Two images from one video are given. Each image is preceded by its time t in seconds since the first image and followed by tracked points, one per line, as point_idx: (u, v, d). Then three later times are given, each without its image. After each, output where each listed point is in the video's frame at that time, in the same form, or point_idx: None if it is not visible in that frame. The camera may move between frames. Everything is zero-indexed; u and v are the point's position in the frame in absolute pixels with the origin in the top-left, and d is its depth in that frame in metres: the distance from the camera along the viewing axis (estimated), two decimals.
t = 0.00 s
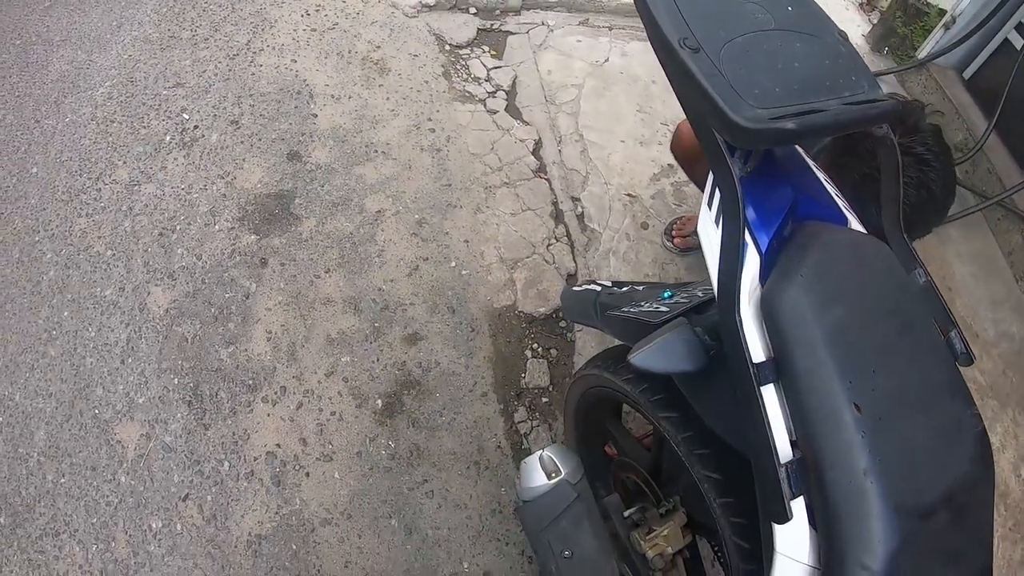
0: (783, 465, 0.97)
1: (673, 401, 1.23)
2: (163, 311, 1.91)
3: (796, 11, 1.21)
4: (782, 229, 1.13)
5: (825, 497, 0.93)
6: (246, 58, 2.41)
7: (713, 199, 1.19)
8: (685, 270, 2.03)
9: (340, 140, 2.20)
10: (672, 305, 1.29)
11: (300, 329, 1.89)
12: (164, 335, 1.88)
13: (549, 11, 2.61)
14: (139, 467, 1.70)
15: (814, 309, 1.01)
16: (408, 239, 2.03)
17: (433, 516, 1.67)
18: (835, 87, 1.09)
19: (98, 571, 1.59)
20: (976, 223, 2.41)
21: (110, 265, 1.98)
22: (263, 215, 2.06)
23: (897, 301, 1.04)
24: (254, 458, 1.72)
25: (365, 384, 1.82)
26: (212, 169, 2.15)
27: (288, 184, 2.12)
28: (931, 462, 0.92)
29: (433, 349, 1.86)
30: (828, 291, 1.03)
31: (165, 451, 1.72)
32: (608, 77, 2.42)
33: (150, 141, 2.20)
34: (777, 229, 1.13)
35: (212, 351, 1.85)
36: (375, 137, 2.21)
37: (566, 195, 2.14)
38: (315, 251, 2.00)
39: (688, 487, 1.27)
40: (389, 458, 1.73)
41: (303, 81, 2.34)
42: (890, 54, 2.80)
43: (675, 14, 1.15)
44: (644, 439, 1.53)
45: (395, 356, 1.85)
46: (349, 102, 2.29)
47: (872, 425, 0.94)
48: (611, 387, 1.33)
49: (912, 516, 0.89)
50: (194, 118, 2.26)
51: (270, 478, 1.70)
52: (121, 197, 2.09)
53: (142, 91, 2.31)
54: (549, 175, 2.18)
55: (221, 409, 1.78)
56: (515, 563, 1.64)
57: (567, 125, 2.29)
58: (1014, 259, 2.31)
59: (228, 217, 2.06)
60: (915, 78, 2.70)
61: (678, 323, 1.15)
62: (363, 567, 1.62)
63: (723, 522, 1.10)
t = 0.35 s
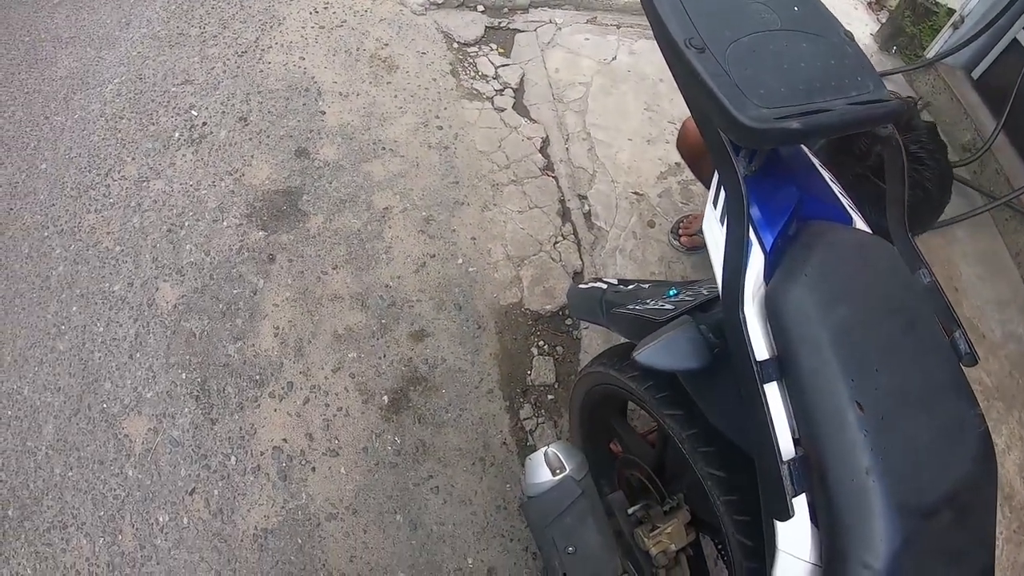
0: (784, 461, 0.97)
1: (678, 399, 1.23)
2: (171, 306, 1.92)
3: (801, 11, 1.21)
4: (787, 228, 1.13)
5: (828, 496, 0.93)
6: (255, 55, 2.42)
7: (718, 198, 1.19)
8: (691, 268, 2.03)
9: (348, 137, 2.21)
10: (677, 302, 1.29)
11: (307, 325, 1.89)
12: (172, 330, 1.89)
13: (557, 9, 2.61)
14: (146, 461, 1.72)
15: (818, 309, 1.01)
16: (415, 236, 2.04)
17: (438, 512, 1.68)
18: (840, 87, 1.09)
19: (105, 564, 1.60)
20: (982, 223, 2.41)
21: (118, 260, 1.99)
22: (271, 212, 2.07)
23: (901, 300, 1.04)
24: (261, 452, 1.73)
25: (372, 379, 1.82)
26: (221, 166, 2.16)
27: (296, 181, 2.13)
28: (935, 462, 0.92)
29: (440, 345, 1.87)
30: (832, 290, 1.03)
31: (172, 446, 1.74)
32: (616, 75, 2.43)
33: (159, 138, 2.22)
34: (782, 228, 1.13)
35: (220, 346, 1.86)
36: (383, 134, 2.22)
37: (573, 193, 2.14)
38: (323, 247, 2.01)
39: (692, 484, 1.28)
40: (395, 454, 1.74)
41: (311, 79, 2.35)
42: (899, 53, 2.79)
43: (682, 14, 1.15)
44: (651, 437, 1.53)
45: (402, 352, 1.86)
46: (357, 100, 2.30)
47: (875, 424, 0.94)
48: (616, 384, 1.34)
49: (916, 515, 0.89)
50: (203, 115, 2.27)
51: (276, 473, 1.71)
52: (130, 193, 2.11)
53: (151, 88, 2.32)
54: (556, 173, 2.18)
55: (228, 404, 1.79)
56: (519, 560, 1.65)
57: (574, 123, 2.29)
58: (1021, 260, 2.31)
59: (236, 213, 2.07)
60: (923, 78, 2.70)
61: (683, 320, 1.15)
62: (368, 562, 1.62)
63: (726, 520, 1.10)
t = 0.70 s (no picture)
0: (789, 464, 0.97)
1: (683, 399, 1.23)
2: (176, 303, 1.93)
3: (807, 13, 1.21)
4: (792, 230, 1.13)
5: (831, 498, 0.93)
6: (261, 53, 2.42)
7: (725, 202, 1.20)
8: (695, 269, 2.03)
9: (353, 136, 2.21)
10: (682, 303, 1.29)
11: (312, 323, 1.90)
12: (177, 327, 1.89)
13: (563, 8, 2.61)
14: (150, 458, 1.72)
15: (823, 311, 1.01)
16: (420, 235, 2.04)
17: (441, 510, 1.68)
18: (846, 90, 1.09)
19: (109, 560, 1.61)
20: (987, 226, 2.41)
21: (124, 258, 1.99)
22: (276, 210, 2.07)
23: (905, 303, 1.03)
24: (264, 450, 1.74)
25: (377, 378, 1.83)
26: (226, 163, 2.17)
27: (302, 179, 2.13)
28: (938, 464, 0.92)
29: (444, 344, 1.87)
30: (837, 293, 1.03)
31: (176, 443, 1.74)
32: (621, 75, 2.43)
33: (165, 135, 2.22)
34: (788, 229, 1.13)
35: (225, 344, 1.87)
36: (388, 133, 2.22)
37: (578, 193, 2.14)
38: (328, 246, 2.01)
39: (696, 485, 1.28)
40: (398, 453, 1.74)
41: (317, 77, 2.35)
42: (905, 55, 2.79)
43: (689, 15, 1.15)
44: (652, 435, 1.55)
45: (406, 351, 1.86)
46: (363, 98, 2.30)
47: (879, 427, 0.94)
48: (620, 384, 1.34)
49: (920, 519, 0.89)
50: (208, 113, 2.28)
51: (280, 471, 1.72)
52: (135, 190, 2.11)
53: (157, 86, 2.32)
54: (561, 173, 2.18)
55: (232, 402, 1.80)
56: (522, 559, 1.65)
57: (579, 123, 2.29)
58: None
59: (241, 211, 2.08)
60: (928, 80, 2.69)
61: (688, 321, 1.15)
62: (371, 560, 1.63)
63: (730, 521, 1.10)
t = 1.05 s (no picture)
0: (795, 466, 0.96)
1: (687, 400, 1.22)
2: (177, 299, 1.92)
3: (816, 13, 1.20)
4: (800, 230, 1.12)
5: (836, 501, 0.92)
6: (264, 49, 2.41)
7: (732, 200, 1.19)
8: (698, 269, 2.02)
9: (357, 133, 2.20)
10: (687, 303, 1.28)
11: (313, 320, 1.89)
12: (178, 323, 1.88)
13: (568, 7, 2.60)
14: (150, 454, 1.72)
15: (830, 312, 1.00)
16: (423, 233, 2.03)
17: (441, 509, 1.68)
18: (855, 90, 1.08)
19: (107, 556, 1.60)
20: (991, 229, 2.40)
21: (125, 252, 1.99)
22: (278, 206, 2.07)
23: (912, 305, 1.03)
24: (264, 447, 1.73)
25: (378, 375, 1.82)
26: (229, 159, 2.16)
27: (304, 175, 2.12)
28: (945, 467, 0.92)
29: (446, 342, 1.86)
30: (845, 294, 1.02)
31: (176, 439, 1.73)
32: (625, 74, 2.42)
33: (167, 130, 2.21)
34: (795, 230, 1.12)
35: (226, 340, 1.86)
36: (391, 130, 2.21)
37: (581, 192, 2.14)
38: (330, 243, 2.00)
39: (698, 486, 1.27)
40: (399, 451, 1.73)
41: (320, 73, 2.35)
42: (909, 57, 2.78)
43: (699, 13, 1.15)
44: (656, 436, 1.53)
45: (408, 349, 1.85)
46: (366, 95, 2.29)
47: (885, 430, 0.93)
48: (623, 384, 1.33)
49: (926, 523, 0.89)
50: (211, 108, 2.27)
51: (280, 469, 1.71)
52: (137, 185, 2.11)
53: (159, 81, 2.32)
54: (564, 172, 2.18)
55: (233, 398, 1.79)
56: (522, 559, 1.64)
57: (583, 122, 2.28)
58: None
59: (243, 207, 2.07)
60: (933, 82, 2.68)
61: (694, 321, 1.14)
62: (371, 558, 1.62)
63: (732, 522, 1.09)
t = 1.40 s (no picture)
0: (796, 468, 0.96)
1: (686, 400, 1.22)
2: (178, 294, 1.92)
3: (821, 13, 1.20)
4: (803, 231, 1.12)
5: (836, 503, 0.92)
6: (267, 44, 2.41)
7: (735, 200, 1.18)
8: (699, 270, 2.02)
9: (359, 129, 2.20)
10: (688, 304, 1.28)
11: (313, 316, 1.89)
12: (178, 318, 1.88)
13: (572, 6, 2.60)
14: (149, 448, 1.71)
15: (832, 313, 1.00)
16: (424, 230, 2.02)
17: (440, 507, 1.67)
18: (859, 91, 1.08)
19: (105, 550, 1.60)
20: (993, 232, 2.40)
21: (126, 247, 1.99)
22: (279, 202, 2.06)
23: (914, 306, 1.02)
24: (263, 443, 1.73)
25: (377, 372, 1.82)
26: (231, 154, 2.16)
27: (306, 171, 2.12)
28: (946, 469, 0.91)
29: (446, 340, 1.86)
30: (848, 295, 1.02)
31: (175, 433, 1.73)
32: (628, 73, 2.41)
33: (169, 125, 2.21)
34: (798, 231, 1.12)
35: (226, 335, 1.86)
36: (393, 127, 2.20)
37: (583, 191, 2.13)
38: (330, 239, 2.00)
39: (697, 487, 1.27)
40: (398, 448, 1.73)
41: (323, 69, 2.34)
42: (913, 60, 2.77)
43: (704, 11, 1.14)
44: (656, 437, 1.51)
45: (407, 346, 1.85)
46: (369, 92, 2.28)
47: (886, 431, 0.93)
48: (623, 384, 1.33)
49: (927, 526, 0.88)
50: (213, 103, 2.26)
51: (279, 465, 1.71)
52: (138, 179, 2.10)
53: (162, 75, 2.31)
54: (566, 170, 2.17)
55: (232, 394, 1.79)
56: (520, 557, 1.64)
57: (586, 121, 2.28)
58: None
59: (244, 202, 2.07)
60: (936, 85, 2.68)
61: (695, 321, 1.14)
62: (369, 555, 1.62)
63: (731, 523, 1.09)
